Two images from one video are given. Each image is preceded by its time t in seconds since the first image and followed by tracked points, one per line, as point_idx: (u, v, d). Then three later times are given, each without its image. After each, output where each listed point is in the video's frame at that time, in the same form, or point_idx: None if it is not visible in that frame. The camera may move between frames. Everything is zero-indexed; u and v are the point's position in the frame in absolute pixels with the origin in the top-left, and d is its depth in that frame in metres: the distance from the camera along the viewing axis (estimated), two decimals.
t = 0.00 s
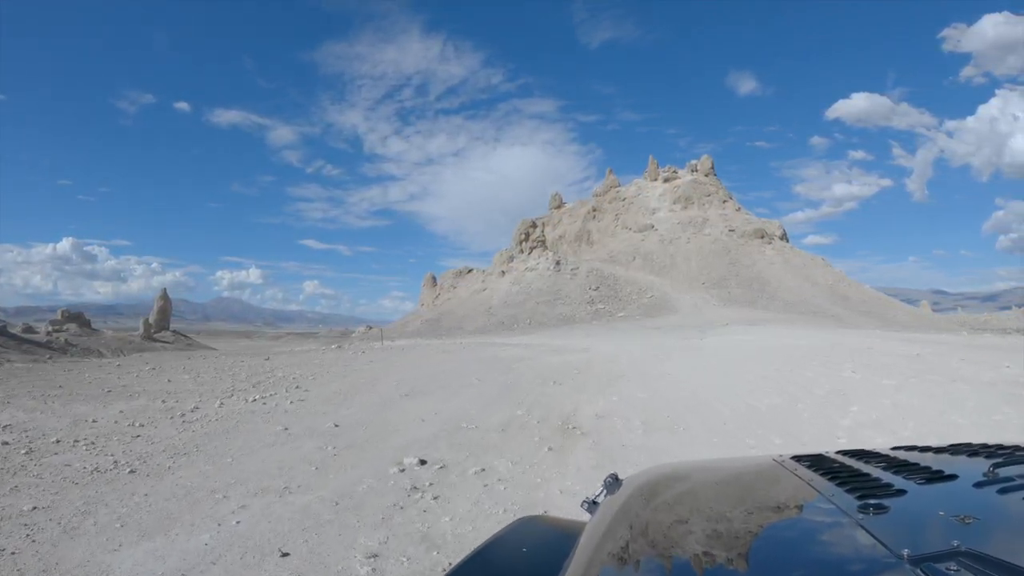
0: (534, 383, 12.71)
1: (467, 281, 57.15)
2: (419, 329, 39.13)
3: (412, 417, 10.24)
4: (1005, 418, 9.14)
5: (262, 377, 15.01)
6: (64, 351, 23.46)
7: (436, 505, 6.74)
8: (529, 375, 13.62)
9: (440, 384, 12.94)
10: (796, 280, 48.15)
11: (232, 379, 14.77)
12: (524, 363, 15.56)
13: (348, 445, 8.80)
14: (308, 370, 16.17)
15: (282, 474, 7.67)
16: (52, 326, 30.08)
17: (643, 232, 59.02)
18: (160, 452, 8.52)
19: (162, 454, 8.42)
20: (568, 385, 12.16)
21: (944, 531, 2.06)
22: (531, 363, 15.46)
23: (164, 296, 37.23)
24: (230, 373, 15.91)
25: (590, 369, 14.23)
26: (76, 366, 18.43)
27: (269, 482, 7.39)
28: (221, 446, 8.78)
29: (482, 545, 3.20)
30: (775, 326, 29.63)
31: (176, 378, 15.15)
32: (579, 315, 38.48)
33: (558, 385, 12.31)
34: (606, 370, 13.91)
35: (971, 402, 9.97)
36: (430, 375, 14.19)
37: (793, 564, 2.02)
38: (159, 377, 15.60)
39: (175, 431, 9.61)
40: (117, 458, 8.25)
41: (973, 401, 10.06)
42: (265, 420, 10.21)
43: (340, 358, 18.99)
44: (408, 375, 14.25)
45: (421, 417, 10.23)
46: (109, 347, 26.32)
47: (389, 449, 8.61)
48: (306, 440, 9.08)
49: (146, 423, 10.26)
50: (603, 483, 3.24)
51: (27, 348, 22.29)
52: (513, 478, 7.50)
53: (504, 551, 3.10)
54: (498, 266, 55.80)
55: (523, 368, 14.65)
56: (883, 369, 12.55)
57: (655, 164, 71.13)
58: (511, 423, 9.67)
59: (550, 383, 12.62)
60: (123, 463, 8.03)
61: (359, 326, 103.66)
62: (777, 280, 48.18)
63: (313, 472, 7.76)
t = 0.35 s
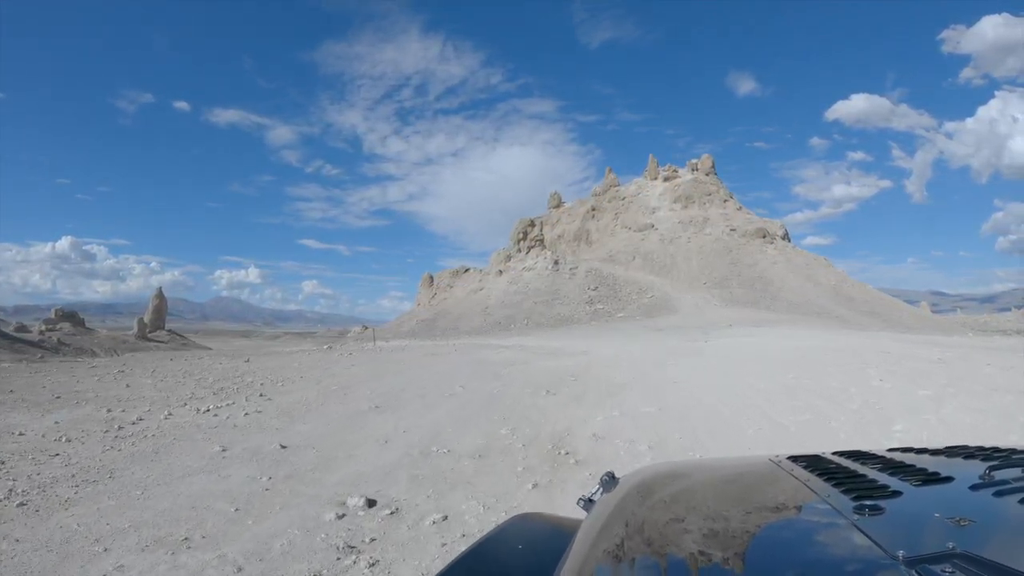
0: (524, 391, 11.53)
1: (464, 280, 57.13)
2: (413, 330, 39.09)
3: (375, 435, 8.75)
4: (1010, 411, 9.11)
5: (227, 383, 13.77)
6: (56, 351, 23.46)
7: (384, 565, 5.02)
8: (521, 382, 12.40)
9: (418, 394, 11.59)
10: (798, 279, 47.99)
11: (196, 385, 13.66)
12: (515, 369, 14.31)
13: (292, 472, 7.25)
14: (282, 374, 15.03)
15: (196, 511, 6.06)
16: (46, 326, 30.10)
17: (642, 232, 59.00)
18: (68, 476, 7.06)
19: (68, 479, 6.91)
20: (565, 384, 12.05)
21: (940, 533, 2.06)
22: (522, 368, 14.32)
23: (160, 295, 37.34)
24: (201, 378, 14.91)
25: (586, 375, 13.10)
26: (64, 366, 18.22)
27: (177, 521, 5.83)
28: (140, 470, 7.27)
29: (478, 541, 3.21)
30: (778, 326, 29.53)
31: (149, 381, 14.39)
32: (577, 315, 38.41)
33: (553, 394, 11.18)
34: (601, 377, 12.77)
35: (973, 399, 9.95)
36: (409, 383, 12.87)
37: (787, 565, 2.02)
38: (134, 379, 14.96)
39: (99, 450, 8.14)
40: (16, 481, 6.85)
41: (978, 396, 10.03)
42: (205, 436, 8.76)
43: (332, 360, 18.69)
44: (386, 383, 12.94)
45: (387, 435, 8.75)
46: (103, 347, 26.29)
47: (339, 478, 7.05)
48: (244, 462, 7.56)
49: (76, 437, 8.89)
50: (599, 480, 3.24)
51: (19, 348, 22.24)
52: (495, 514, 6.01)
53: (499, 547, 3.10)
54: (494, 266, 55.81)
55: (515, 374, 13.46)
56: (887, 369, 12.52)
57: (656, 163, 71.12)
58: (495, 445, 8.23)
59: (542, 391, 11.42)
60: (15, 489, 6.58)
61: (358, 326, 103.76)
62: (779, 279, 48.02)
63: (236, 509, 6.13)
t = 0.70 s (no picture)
0: (513, 406, 10.64)
1: (460, 280, 57.05)
2: (407, 330, 39.03)
3: (329, 459, 7.87)
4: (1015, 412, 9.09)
5: (189, 391, 12.99)
6: (49, 351, 23.40)
7: None
8: (510, 395, 11.53)
9: (389, 408, 10.74)
10: (801, 279, 47.75)
11: (155, 391, 12.97)
12: (503, 380, 13.37)
13: (214, 509, 6.29)
14: (252, 381, 14.27)
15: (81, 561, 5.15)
16: (40, 325, 30.04)
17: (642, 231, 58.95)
18: None
19: None
20: (564, 388, 11.99)
21: (944, 525, 2.08)
22: (513, 378, 13.46)
23: (156, 294, 37.36)
24: (169, 384, 14.23)
25: (582, 387, 12.21)
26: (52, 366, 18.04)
27: None
28: (45, 500, 6.39)
29: (482, 538, 3.20)
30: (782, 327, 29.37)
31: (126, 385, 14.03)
32: (574, 315, 38.33)
33: (545, 410, 10.31)
34: (594, 390, 11.84)
35: (977, 399, 9.94)
36: (385, 395, 11.98)
37: (791, 549, 2.06)
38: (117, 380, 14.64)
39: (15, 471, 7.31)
40: None
41: (983, 397, 10.01)
42: (139, 458, 7.89)
43: (331, 359, 18.66)
44: (357, 395, 12.02)
45: (343, 459, 7.87)
46: (97, 347, 26.19)
47: (274, 515, 6.14)
48: (165, 491, 6.69)
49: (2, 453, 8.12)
50: (601, 476, 3.24)
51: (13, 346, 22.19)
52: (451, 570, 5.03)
53: (503, 545, 3.08)
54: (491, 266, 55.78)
55: (503, 386, 12.60)
56: (891, 371, 12.50)
57: (656, 162, 71.09)
58: (473, 474, 7.33)
59: (533, 407, 10.53)
60: None
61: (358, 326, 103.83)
62: (782, 279, 47.69)
63: (129, 560, 5.18)
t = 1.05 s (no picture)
0: (499, 418, 9.50)
1: (456, 280, 56.99)
2: (401, 331, 38.96)
3: (254, 497, 6.66)
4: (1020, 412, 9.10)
5: (139, 398, 11.98)
6: (42, 351, 23.37)
7: None
8: (496, 406, 10.32)
9: (346, 423, 9.55)
10: (800, 279, 47.78)
11: (102, 399, 11.96)
12: (490, 388, 12.13)
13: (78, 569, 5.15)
14: (212, 387, 13.24)
15: None
16: (31, 325, 29.99)
17: (642, 231, 58.99)
18: None
19: None
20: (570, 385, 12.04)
21: (946, 517, 2.09)
22: (502, 386, 12.27)
23: (150, 293, 37.33)
24: (127, 389, 13.37)
25: (578, 396, 11.01)
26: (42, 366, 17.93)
27: None
28: None
29: (484, 539, 3.20)
30: (785, 329, 29.36)
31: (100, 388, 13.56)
32: (572, 316, 38.32)
33: (545, 415, 9.64)
34: (592, 400, 10.68)
35: (982, 400, 9.95)
36: (348, 406, 10.75)
37: (794, 540, 2.10)
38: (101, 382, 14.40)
39: None
40: None
41: (990, 399, 10.01)
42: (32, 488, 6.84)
43: (329, 360, 18.69)
44: (318, 405, 10.82)
45: (272, 498, 6.65)
46: (89, 347, 26.14)
47: None
48: (36, 539, 5.62)
49: None
50: (602, 475, 3.24)
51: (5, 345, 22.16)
52: None
53: (507, 545, 3.08)
54: (487, 265, 55.75)
55: (489, 395, 11.38)
56: (896, 374, 12.51)
57: (655, 161, 71.14)
58: (430, 529, 6.02)
59: (522, 420, 9.38)
60: None
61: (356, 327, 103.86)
62: (783, 279, 47.68)
63: None
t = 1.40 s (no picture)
0: (474, 439, 8.56)
1: (450, 280, 56.87)
2: (393, 332, 38.89)
3: (134, 552, 5.16)
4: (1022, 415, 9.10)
5: (76, 409, 10.81)
6: (33, 350, 23.28)
7: None
8: (469, 427, 9.23)
9: (290, 448, 8.23)
10: (796, 279, 47.87)
11: (36, 409, 10.82)
12: (463, 403, 10.94)
13: None
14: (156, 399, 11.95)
15: None
16: (22, 324, 29.84)
17: (640, 230, 58.97)
18: None
19: None
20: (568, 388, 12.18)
21: (948, 523, 2.09)
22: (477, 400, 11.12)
23: (143, 293, 37.21)
24: (72, 397, 12.29)
25: (562, 415, 9.93)
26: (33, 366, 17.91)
27: None
28: None
29: (487, 536, 3.22)
30: (786, 330, 29.31)
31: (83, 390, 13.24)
32: (567, 317, 38.29)
33: (546, 418, 9.72)
34: (585, 420, 9.58)
35: (985, 404, 9.94)
36: (299, 425, 9.48)
37: (789, 545, 2.11)
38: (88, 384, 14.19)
39: None
40: None
41: (992, 403, 10.01)
42: None
43: (322, 362, 18.73)
44: (263, 424, 9.54)
45: (157, 552, 5.16)
46: (79, 347, 26.05)
47: None
48: None
49: None
50: (605, 476, 3.25)
51: None
52: None
53: (510, 543, 3.09)
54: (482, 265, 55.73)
55: (462, 411, 10.24)
56: (897, 378, 12.52)
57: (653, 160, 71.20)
58: None
59: (524, 425, 9.41)
60: None
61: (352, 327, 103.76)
62: (783, 279, 47.63)
63: None
